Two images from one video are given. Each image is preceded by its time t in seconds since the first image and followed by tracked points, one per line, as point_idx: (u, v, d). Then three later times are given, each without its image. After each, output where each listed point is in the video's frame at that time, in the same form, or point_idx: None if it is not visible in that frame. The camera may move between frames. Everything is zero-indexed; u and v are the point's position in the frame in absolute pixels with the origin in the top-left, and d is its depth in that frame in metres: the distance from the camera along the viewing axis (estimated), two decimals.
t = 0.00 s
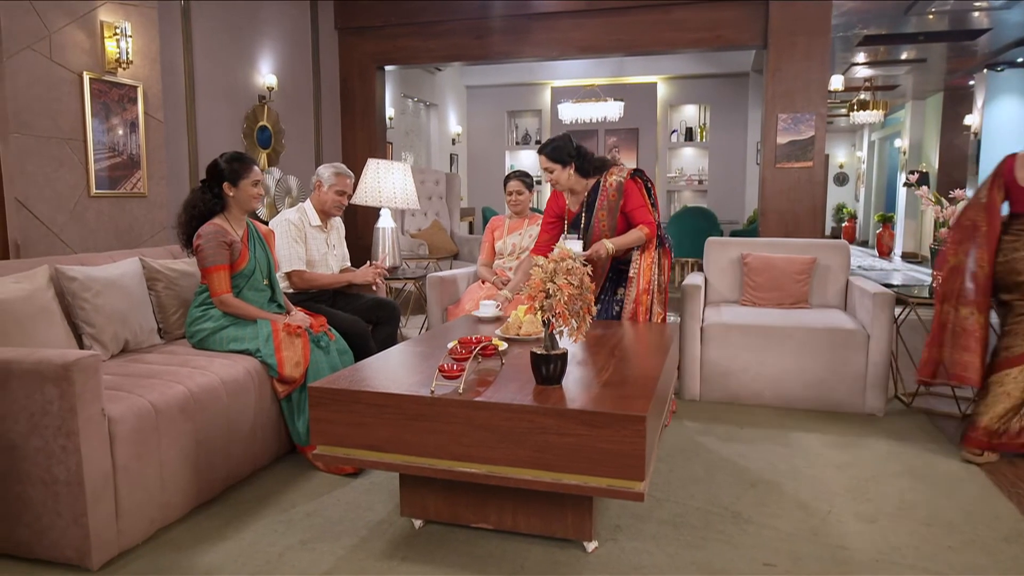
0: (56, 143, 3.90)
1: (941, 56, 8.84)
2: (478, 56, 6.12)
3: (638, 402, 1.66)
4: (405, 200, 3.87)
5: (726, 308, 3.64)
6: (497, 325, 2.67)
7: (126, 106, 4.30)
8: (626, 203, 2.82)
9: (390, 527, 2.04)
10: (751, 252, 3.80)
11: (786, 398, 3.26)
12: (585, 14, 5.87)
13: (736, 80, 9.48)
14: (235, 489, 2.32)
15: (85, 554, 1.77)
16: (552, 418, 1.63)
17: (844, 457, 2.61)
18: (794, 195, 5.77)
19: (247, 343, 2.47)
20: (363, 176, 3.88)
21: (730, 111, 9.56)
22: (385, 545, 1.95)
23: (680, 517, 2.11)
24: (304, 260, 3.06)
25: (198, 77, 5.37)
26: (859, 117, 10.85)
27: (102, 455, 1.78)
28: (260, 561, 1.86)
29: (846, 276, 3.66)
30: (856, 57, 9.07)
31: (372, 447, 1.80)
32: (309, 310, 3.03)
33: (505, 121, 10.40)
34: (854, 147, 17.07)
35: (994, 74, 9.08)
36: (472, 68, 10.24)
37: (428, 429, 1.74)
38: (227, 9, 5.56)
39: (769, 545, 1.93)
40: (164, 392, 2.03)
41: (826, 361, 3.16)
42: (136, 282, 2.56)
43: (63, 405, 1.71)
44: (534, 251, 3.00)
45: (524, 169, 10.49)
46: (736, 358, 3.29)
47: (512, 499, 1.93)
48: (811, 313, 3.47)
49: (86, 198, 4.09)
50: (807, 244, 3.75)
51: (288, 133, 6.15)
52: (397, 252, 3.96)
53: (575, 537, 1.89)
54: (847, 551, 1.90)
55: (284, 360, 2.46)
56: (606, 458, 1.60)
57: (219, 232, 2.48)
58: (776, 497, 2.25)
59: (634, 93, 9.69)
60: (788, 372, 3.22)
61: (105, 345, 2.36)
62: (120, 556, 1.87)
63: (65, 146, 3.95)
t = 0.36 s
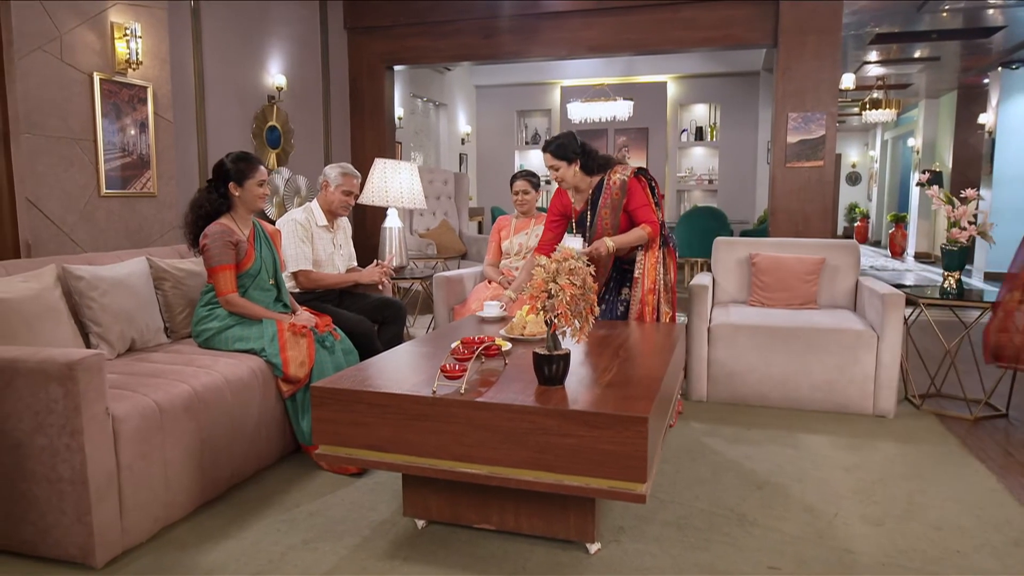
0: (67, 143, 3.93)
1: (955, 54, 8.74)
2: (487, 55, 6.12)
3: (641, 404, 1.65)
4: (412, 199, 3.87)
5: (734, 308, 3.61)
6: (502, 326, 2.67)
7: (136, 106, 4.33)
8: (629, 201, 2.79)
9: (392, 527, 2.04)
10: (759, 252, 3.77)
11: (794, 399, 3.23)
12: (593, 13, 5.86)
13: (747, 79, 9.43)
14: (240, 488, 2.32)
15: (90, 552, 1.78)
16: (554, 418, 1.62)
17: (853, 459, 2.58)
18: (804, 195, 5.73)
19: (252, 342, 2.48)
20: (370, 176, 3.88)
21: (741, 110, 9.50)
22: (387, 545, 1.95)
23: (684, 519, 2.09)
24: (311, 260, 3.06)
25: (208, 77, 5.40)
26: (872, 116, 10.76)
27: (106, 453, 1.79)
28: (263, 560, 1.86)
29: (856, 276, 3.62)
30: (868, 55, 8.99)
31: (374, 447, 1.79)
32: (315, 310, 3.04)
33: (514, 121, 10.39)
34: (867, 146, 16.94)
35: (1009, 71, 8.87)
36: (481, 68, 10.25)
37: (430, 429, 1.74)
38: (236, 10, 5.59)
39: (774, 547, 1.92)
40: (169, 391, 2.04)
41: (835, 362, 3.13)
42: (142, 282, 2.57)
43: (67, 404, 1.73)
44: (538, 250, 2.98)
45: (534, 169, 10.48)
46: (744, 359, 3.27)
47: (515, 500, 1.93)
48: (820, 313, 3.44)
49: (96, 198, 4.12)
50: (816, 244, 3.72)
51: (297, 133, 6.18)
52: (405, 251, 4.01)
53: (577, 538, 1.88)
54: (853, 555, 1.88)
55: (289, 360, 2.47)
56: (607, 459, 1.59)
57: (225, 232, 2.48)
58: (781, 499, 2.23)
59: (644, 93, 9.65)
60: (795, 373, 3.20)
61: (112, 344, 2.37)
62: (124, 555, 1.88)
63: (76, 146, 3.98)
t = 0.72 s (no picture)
0: (75, 143, 3.96)
1: (968, 52, 8.66)
2: (494, 55, 6.11)
3: (641, 405, 1.63)
4: (417, 199, 3.87)
5: (740, 309, 3.59)
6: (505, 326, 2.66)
7: (144, 106, 4.36)
8: (637, 182, 2.74)
9: (393, 527, 2.04)
10: (766, 252, 3.74)
11: (800, 400, 3.20)
12: (601, 13, 5.85)
13: (756, 78, 9.38)
14: (242, 488, 2.33)
15: (91, 550, 1.78)
16: (553, 419, 1.61)
17: (859, 462, 2.56)
18: (813, 195, 5.69)
19: (255, 342, 2.49)
20: (376, 176, 3.88)
21: (750, 110, 9.45)
22: (387, 546, 1.94)
23: (686, 521, 2.08)
24: (315, 260, 3.06)
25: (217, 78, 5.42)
26: (883, 115, 10.68)
27: (107, 452, 1.80)
28: (263, 559, 1.86)
29: (863, 277, 3.59)
30: (880, 54, 8.92)
31: (374, 448, 1.79)
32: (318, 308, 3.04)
33: (523, 121, 10.38)
34: (878, 145, 16.81)
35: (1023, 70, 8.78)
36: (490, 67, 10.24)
37: (429, 429, 1.73)
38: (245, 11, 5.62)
39: (777, 551, 1.90)
40: (170, 390, 2.04)
41: (842, 363, 3.10)
42: (147, 281, 2.58)
43: (68, 403, 1.73)
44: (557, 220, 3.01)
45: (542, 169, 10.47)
46: (750, 360, 3.24)
47: (515, 502, 1.92)
48: (827, 314, 3.41)
49: (105, 198, 4.15)
50: (824, 244, 3.68)
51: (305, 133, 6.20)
52: (409, 253, 3.99)
53: (578, 540, 1.87)
54: (857, 559, 1.86)
55: (291, 360, 2.48)
56: (606, 461, 1.58)
57: (229, 232, 2.49)
58: (785, 502, 2.21)
59: (653, 92, 9.62)
60: (802, 374, 3.17)
61: (116, 343, 2.38)
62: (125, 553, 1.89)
63: (84, 146, 4.01)
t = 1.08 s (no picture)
0: (80, 144, 3.98)
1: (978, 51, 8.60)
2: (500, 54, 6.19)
3: (637, 407, 1.62)
4: (419, 200, 3.86)
5: (743, 309, 3.57)
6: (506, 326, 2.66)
7: (149, 107, 4.38)
8: (647, 160, 2.72)
9: (390, 529, 2.03)
10: (770, 252, 3.72)
11: (804, 402, 3.18)
12: (606, 12, 5.85)
13: (763, 78, 9.34)
14: (241, 488, 2.33)
15: (88, 550, 1.79)
16: (549, 421, 1.61)
17: (861, 465, 2.54)
18: (820, 195, 5.65)
19: (255, 342, 2.49)
20: (378, 176, 3.88)
21: (758, 109, 9.41)
22: (385, 547, 1.94)
23: (686, 524, 2.06)
24: (316, 260, 3.07)
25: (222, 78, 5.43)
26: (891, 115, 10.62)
27: (105, 452, 1.80)
28: (260, 560, 1.86)
29: (869, 278, 3.56)
30: (888, 53, 8.87)
31: (370, 449, 1.78)
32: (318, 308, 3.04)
33: (529, 121, 10.37)
34: (887, 145, 16.70)
35: None
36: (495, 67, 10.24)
37: (425, 431, 1.72)
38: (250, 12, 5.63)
39: (776, 554, 1.88)
40: (169, 390, 2.05)
41: (847, 365, 3.07)
42: (148, 281, 2.59)
43: (65, 403, 1.74)
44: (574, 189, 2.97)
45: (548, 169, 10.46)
46: (753, 362, 3.22)
47: (512, 503, 1.91)
48: (832, 316, 3.38)
49: (109, 198, 4.16)
50: (829, 244, 3.65)
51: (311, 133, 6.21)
52: (412, 253, 4.01)
53: (575, 542, 1.86)
54: (858, 563, 1.84)
55: (291, 360, 2.48)
56: (602, 464, 1.57)
57: (229, 232, 2.49)
58: (786, 505, 2.19)
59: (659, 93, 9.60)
60: (806, 376, 3.15)
61: (116, 343, 2.38)
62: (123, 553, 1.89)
63: (89, 147, 4.03)
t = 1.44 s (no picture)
0: (85, 146, 4.00)
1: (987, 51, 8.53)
2: (505, 56, 6.20)
3: (632, 411, 1.61)
4: (422, 202, 3.86)
5: (746, 311, 3.54)
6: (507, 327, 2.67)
7: (154, 109, 4.40)
8: (659, 165, 2.69)
9: (386, 531, 2.03)
10: (774, 254, 3.69)
11: (807, 405, 3.15)
12: (611, 13, 5.84)
13: (771, 79, 9.29)
14: (240, 489, 2.33)
15: (84, 551, 1.79)
16: (542, 423, 1.59)
17: (864, 469, 2.51)
18: (826, 196, 5.62)
19: (254, 344, 2.49)
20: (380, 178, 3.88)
21: (765, 110, 9.36)
22: (380, 549, 1.93)
23: (684, 528, 2.04)
24: (317, 262, 3.07)
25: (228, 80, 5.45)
26: (900, 116, 10.54)
27: (101, 453, 1.80)
28: (255, 562, 1.86)
29: (873, 280, 3.53)
30: (897, 54, 8.81)
31: (364, 451, 1.78)
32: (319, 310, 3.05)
33: (535, 122, 10.36)
34: (897, 146, 16.59)
35: None
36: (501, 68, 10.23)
37: (420, 434, 1.72)
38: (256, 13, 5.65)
39: (775, 560, 1.86)
40: (166, 392, 2.05)
41: (850, 368, 3.04)
42: (148, 283, 2.60)
43: (61, 404, 1.74)
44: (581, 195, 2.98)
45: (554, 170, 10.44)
46: (756, 364, 3.19)
47: (509, 506, 1.90)
48: (835, 318, 3.35)
49: (114, 200, 4.19)
50: (833, 246, 3.62)
51: (316, 135, 6.23)
52: (415, 254, 4.03)
53: (571, 546, 1.85)
54: (858, 569, 1.82)
55: (290, 361, 2.48)
56: (596, 468, 1.56)
57: (229, 233, 2.50)
58: (786, 509, 2.17)
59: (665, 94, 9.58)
60: (809, 379, 3.12)
61: (116, 344, 2.39)
62: (120, 554, 1.89)
63: (94, 149, 4.05)
